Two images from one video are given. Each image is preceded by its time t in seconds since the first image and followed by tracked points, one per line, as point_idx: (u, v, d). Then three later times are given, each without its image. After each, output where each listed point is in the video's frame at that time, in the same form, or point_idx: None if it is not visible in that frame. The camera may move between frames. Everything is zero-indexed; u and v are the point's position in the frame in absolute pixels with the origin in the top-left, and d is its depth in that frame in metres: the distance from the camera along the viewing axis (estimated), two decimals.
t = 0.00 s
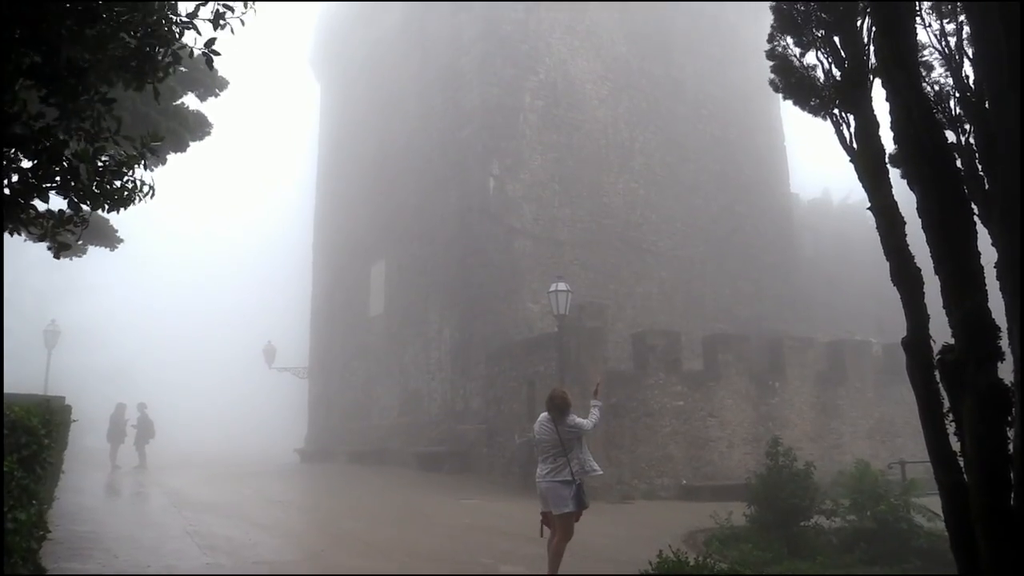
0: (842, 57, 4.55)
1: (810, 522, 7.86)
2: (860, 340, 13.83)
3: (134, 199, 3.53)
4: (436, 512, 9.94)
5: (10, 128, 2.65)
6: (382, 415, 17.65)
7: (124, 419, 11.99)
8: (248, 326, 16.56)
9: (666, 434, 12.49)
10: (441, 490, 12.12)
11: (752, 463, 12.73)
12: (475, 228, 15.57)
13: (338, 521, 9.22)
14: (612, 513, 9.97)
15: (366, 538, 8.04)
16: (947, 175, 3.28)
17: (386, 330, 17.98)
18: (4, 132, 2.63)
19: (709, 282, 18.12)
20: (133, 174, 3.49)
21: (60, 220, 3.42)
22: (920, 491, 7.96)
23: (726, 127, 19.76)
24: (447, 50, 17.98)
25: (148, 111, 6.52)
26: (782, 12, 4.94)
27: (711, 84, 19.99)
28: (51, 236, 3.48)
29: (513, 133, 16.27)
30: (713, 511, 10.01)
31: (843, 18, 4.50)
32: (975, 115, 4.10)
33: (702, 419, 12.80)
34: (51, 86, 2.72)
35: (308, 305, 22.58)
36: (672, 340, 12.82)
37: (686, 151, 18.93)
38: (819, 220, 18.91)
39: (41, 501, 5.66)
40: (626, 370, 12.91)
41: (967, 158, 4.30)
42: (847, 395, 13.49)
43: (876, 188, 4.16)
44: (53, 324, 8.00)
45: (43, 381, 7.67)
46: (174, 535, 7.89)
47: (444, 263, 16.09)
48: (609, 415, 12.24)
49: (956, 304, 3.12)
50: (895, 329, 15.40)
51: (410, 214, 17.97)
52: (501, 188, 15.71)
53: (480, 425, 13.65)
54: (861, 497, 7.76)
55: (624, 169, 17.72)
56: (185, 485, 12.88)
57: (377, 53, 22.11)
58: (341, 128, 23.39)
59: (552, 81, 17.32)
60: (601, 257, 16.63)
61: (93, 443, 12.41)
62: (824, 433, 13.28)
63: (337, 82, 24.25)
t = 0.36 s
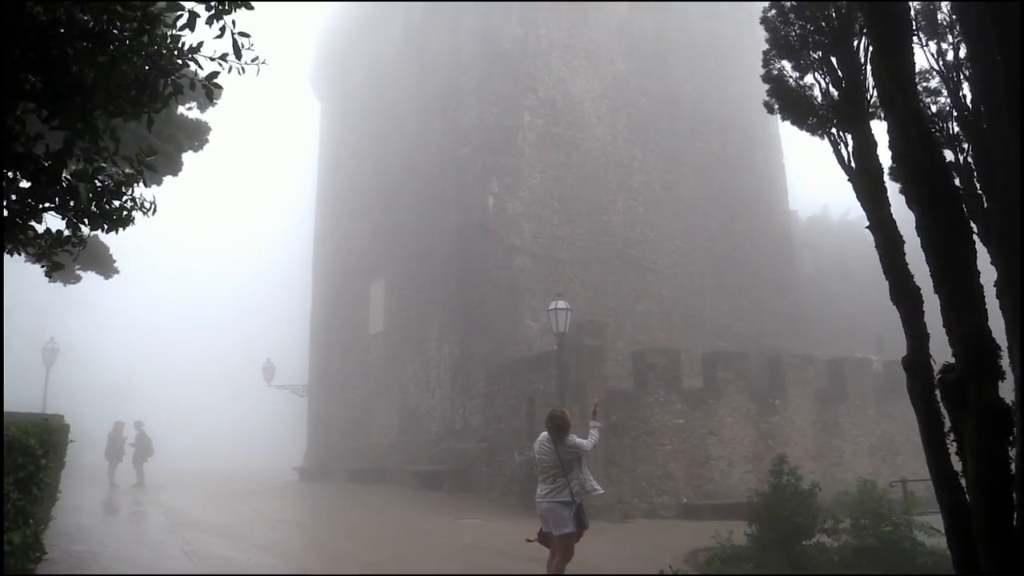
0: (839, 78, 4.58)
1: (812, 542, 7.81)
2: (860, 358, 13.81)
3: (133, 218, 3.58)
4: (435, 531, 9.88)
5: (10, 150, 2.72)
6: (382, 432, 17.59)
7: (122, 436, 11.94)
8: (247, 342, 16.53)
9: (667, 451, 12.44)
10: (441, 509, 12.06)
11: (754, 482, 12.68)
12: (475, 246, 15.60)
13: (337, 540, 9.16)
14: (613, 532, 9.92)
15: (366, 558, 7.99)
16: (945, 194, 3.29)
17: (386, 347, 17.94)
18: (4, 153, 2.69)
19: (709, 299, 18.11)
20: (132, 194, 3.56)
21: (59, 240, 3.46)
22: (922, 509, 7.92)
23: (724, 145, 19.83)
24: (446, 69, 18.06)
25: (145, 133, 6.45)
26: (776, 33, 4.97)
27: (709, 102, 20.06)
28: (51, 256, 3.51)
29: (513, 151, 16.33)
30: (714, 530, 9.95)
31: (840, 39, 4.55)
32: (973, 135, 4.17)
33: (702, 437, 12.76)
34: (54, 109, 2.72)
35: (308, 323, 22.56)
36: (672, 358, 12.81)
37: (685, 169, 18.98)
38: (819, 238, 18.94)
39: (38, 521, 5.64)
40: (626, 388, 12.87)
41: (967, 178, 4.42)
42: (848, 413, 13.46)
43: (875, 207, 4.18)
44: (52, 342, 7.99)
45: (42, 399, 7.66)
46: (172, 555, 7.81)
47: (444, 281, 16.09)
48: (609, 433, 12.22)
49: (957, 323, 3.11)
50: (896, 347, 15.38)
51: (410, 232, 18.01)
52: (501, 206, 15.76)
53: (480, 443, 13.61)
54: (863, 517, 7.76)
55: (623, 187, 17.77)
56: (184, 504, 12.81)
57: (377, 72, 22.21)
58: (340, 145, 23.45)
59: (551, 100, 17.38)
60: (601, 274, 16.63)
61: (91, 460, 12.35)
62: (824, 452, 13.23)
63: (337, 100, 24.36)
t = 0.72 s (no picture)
0: (833, 115, 4.69)
1: None
2: (861, 393, 13.75)
3: (134, 269, 3.60)
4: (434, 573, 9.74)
5: (8, 202, 2.75)
6: (381, 471, 17.42)
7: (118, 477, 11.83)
8: (245, 382, 16.45)
9: (668, 490, 12.33)
10: (440, 549, 11.91)
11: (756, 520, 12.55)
12: (474, 283, 15.61)
13: None
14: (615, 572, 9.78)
15: None
16: (942, 230, 3.29)
17: (385, 385, 17.85)
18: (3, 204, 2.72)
19: (709, 334, 18.06)
20: (133, 245, 3.60)
21: (57, 291, 3.49)
22: (928, 547, 7.81)
23: (721, 181, 19.98)
24: (444, 108, 18.27)
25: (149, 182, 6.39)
26: (769, 71, 5.05)
27: (705, 139, 20.25)
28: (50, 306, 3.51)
29: (511, 189, 16.42)
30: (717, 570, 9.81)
31: (833, 77, 4.66)
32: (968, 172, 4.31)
33: (703, 474, 12.65)
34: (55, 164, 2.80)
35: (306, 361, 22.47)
36: (672, 395, 12.76)
37: (683, 205, 19.08)
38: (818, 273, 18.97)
39: (30, 567, 5.56)
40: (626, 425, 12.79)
41: (962, 214, 4.60)
42: (850, 449, 13.37)
43: (872, 243, 4.23)
44: (49, 381, 7.96)
45: (37, 441, 7.60)
46: None
47: (443, 318, 16.06)
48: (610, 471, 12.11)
49: (958, 361, 3.11)
50: (897, 382, 15.32)
51: (409, 270, 18.05)
52: (500, 243, 15.81)
53: (480, 481, 13.49)
54: (868, 556, 7.62)
55: (621, 223, 17.85)
56: (179, 546, 12.63)
57: (376, 111, 22.44)
58: (340, 184, 23.60)
59: (549, 138, 17.52)
60: (600, 310, 16.62)
61: (86, 501, 12.20)
62: (827, 489, 13.11)
63: (336, 139, 24.55)
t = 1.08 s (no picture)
0: (831, 144, 4.73)
1: None
2: (861, 422, 13.70)
3: (129, 293, 3.64)
4: None
5: (6, 226, 2.75)
6: (379, 500, 17.28)
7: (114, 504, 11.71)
8: (242, 408, 16.36)
9: (668, 519, 12.25)
10: None
11: (757, 550, 12.44)
12: (474, 310, 15.58)
13: None
14: None
15: None
16: (940, 257, 3.29)
17: (383, 413, 17.76)
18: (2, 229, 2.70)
19: (708, 362, 18.01)
20: (128, 269, 3.64)
21: (52, 313, 3.47)
22: None
23: (720, 210, 20.05)
24: (444, 135, 18.36)
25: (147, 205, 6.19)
26: (768, 97, 5.07)
27: (704, 168, 20.36)
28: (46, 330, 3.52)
29: (511, 216, 16.45)
30: None
31: (831, 105, 4.69)
32: (965, 204, 4.37)
33: (704, 504, 12.56)
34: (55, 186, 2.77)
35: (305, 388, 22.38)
36: (671, 423, 12.70)
37: (682, 233, 19.13)
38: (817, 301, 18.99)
39: None
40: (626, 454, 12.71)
41: (961, 243, 4.66)
42: (851, 478, 13.29)
43: (871, 272, 4.24)
44: (47, 406, 7.91)
45: (32, 466, 7.54)
46: None
47: (442, 345, 16.01)
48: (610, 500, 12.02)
49: (957, 392, 3.09)
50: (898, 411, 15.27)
51: (408, 297, 18.04)
52: (499, 270, 15.82)
53: (478, 510, 13.38)
54: None
55: (620, 250, 17.87)
56: None
57: (377, 139, 22.56)
58: (340, 211, 23.66)
59: (549, 165, 17.60)
60: (599, 338, 16.58)
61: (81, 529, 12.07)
62: (828, 518, 13.03)
63: (337, 166, 24.65)
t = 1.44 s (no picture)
0: (830, 178, 4.79)
1: None
2: (863, 451, 13.63)
3: (129, 324, 3.64)
4: None
5: (9, 259, 2.77)
6: (377, 532, 17.10)
7: (107, 536, 11.54)
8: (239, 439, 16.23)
9: (669, 551, 12.11)
10: None
11: None
12: (474, 339, 15.55)
13: None
14: None
15: None
16: (942, 290, 3.37)
17: (382, 443, 17.64)
18: (3, 263, 2.71)
19: (710, 391, 17.90)
20: (130, 300, 3.64)
21: (52, 344, 3.49)
22: None
23: (719, 239, 20.11)
24: (445, 165, 18.45)
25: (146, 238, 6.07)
26: (767, 135, 5.17)
27: (703, 198, 20.45)
28: (44, 359, 3.53)
29: (511, 246, 16.48)
30: None
31: (829, 140, 4.78)
32: (964, 237, 4.47)
33: (706, 535, 12.45)
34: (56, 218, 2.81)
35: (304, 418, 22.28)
36: (672, 453, 12.64)
37: (682, 262, 19.15)
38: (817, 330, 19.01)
39: None
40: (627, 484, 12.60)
41: (960, 275, 4.77)
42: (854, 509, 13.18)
43: (872, 305, 4.36)
44: (43, 436, 7.89)
45: (28, 498, 7.49)
46: None
47: (442, 374, 15.94)
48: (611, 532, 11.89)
49: (959, 425, 3.14)
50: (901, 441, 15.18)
51: (408, 326, 18.02)
52: (500, 299, 15.80)
53: (478, 542, 13.24)
54: None
55: (620, 280, 17.88)
56: None
57: (378, 168, 22.68)
58: (340, 239, 23.71)
59: (549, 194, 17.68)
60: (600, 367, 16.53)
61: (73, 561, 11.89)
62: (830, 550, 12.91)
63: (338, 197, 24.78)
